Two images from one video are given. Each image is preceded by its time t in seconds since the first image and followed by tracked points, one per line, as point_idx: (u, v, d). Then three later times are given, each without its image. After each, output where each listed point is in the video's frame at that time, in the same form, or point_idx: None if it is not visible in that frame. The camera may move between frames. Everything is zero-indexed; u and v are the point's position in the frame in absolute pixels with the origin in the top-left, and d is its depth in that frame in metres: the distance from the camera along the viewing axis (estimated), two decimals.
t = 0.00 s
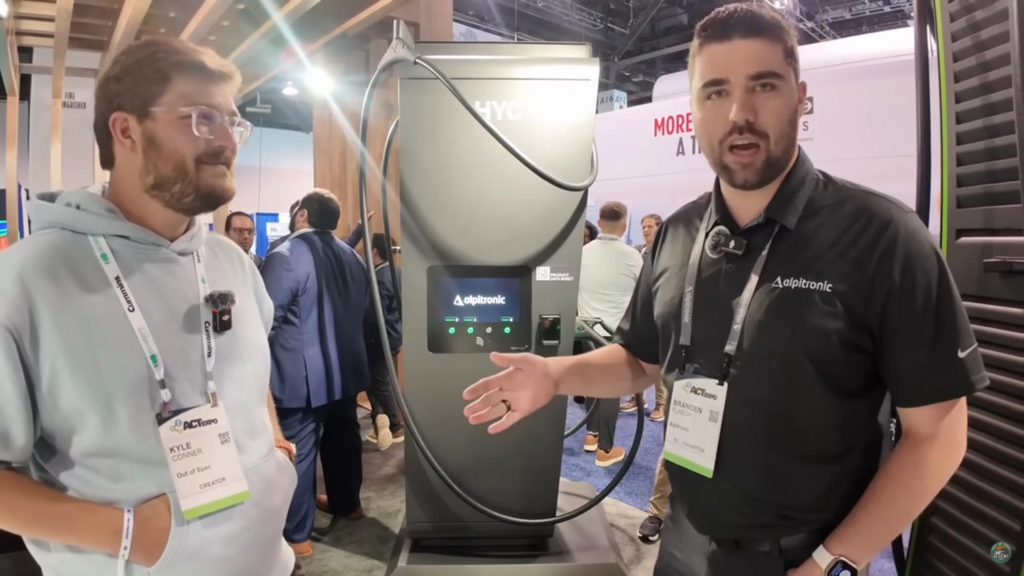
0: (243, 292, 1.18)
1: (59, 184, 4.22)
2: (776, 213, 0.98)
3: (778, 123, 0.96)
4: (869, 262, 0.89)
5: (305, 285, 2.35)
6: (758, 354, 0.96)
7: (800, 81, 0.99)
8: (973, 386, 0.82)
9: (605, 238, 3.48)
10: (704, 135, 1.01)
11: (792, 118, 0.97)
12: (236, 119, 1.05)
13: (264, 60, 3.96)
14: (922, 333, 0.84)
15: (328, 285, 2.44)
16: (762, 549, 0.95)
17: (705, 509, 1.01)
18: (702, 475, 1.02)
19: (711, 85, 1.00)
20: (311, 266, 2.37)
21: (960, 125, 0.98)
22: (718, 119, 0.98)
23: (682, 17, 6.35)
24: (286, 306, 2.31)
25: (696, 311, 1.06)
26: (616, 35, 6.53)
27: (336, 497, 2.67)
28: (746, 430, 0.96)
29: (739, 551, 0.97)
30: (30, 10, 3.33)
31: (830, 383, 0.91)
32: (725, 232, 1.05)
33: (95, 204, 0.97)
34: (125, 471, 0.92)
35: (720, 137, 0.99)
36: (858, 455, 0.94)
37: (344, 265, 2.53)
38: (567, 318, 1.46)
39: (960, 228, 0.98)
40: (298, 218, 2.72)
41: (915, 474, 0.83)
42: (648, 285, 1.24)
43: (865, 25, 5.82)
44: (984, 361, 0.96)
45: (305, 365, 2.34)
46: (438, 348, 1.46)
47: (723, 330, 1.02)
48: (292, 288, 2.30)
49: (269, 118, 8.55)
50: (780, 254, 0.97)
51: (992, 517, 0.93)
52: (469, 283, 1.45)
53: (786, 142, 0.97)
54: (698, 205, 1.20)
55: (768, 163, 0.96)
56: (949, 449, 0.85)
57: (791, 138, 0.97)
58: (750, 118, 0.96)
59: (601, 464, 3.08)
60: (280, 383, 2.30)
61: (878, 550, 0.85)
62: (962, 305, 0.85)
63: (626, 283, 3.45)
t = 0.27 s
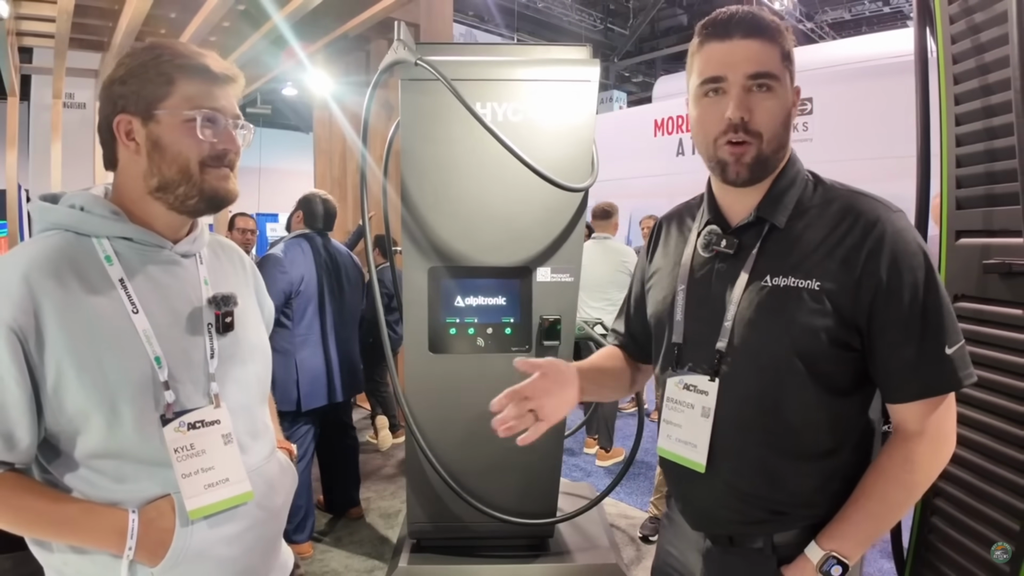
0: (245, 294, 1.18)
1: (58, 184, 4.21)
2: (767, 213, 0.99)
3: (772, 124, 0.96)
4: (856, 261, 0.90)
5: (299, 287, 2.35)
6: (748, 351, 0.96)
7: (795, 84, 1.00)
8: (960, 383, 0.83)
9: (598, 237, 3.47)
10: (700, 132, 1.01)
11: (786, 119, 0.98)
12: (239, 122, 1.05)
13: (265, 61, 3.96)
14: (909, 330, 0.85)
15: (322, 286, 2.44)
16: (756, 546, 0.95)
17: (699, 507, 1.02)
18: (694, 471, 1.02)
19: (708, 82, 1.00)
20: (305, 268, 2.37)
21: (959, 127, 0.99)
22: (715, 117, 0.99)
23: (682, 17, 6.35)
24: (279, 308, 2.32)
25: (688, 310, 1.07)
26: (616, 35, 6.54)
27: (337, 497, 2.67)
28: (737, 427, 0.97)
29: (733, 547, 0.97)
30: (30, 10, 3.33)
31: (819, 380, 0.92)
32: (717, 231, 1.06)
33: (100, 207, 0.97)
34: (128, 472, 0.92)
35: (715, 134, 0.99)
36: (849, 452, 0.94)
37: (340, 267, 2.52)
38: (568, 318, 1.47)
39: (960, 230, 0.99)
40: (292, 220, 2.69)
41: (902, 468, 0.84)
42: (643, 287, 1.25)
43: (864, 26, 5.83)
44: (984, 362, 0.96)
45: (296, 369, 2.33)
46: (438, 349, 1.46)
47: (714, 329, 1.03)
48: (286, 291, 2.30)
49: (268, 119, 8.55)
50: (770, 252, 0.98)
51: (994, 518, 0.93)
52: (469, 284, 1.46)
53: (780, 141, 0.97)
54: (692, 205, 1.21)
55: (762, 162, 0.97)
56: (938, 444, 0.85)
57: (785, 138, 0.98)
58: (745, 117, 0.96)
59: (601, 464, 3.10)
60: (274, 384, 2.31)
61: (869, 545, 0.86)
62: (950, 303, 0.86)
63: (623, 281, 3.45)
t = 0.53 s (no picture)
0: (246, 295, 1.19)
1: (58, 185, 4.22)
2: (764, 211, 1.00)
3: (768, 125, 0.97)
4: (853, 258, 0.91)
5: (289, 288, 2.34)
6: (747, 347, 0.97)
7: (788, 85, 1.01)
8: (953, 377, 0.85)
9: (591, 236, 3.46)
10: (696, 135, 1.02)
11: (781, 121, 0.99)
12: (241, 122, 1.05)
13: (265, 61, 3.97)
14: (904, 326, 0.86)
15: (319, 287, 2.45)
16: (752, 542, 0.96)
17: (696, 503, 1.02)
18: (693, 467, 1.03)
19: (702, 86, 1.01)
20: (294, 269, 2.36)
21: (959, 127, 0.99)
22: (709, 120, 1.00)
23: (681, 18, 6.36)
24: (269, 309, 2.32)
25: (685, 308, 1.08)
26: (615, 36, 6.54)
27: (337, 498, 2.67)
28: (735, 423, 0.98)
29: (729, 544, 0.98)
30: (31, 11, 3.33)
31: (816, 376, 0.93)
32: (714, 230, 1.06)
33: (102, 208, 0.97)
34: (130, 472, 0.92)
35: (711, 137, 1.00)
36: (844, 446, 0.96)
37: (335, 268, 2.52)
38: (568, 318, 1.47)
39: (960, 230, 0.99)
40: (285, 221, 2.66)
41: (893, 459, 0.88)
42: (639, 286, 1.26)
43: (864, 26, 5.84)
44: (985, 362, 0.96)
45: (288, 370, 2.33)
46: (438, 349, 1.46)
47: (711, 326, 1.03)
48: (276, 291, 2.30)
49: (268, 119, 8.56)
50: (768, 250, 0.99)
51: (995, 519, 0.93)
52: (469, 284, 1.46)
53: (775, 141, 0.98)
54: (687, 205, 1.22)
55: (758, 161, 0.97)
56: (930, 438, 0.88)
57: (780, 138, 0.99)
58: (740, 120, 0.97)
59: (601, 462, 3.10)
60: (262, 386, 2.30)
61: (865, 538, 0.88)
62: (943, 300, 0.88)
63: (615, 276, 3.46)
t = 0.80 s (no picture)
0: (241, 296, 1.19)
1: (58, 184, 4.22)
2: (760, 212, 1.01)
3: (763, 127, 0.98)
4: (849, 258, 0.92)
5: (284, 287, 2.35)
6: (745, 347, 0.98)
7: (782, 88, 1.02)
8: (948, 374, 0.86)
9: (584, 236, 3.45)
10: (691, 137, 1.02)
11: (776, 123, 0.99)
12: (240, 123, 1.05)
13: (265, 61, 3.97)
14: (900, 325, 0.88)
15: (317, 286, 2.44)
16: (753, 539, 0.96)
17: (695, 502, 1.02)
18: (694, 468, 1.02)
19: (697, 88, 1.01)
20: (290, 268, 2.36)
21: (958, 126, 0.99)
22: (704, 123, 1.00)
23: (681, 18, 6.36)
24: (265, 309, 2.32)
25: (682, 308, 1.08)
26: (615, 36, 6.54)
27: (336, 498, 2.67)
28: (733, 422, 0.98)
29: (729, 542, 0.98)
30: (31, 11, 3.33)
31: (814, 374, 0.94)
32: (710, 231, 1.06)
33: (100, 208, 0.97)
34: (129, 472, 0.92)
35: (706, 138, 1.00)
36: (841, 443, 0.97)
37: (333, 268, 2.51)
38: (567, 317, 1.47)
39: (959, 229, 0.99)
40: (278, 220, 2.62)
41: (889, 453, 0.89)
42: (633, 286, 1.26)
43: (863, 27, 5.84)
44: (984, 362, 0.96)
45: (287, 369, 2.33)
46: (438, 349, 1.46)
47: (708, 326, 1.04)
48: (271, 291, 2.31)
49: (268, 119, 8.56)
50: (765, 251, 1.00)
51: (994, 520, 0.93)
52: (468, 284, 1.46)
53: (770, 143, 0.98)
54: (680, 206, 1.22)
55: (752, 164, 0.98)
56: (926, 434, 0.90)
57: (774, 140, 0.99)
58: (735, 122, 0.97)
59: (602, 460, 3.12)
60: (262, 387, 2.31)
61: (866, 533, 0.89)
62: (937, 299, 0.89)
63: (608, 277, 3.45)
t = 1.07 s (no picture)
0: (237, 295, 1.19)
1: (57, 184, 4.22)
2: (755, 212, 1.01)
3: (754, 128, 0.99)
4: (842, 257, 0.93)
5: (291, 288, 2.34)
6: (740, 345, 0.99)
7: (773, 89, 1.02)
8: (940, 371, 0.86)
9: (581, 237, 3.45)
10: (683, 140, 1.04)
11: (767, 123, 1.00)
12: (236, 122, 1.06)
13: (264, 61, 3.97)
14: (892, 323, 0.88)
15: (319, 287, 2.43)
16: (749, 536, 0.97)
17: (694, 499, 1.03)
18: (688, 464, 1.04)
19: (689, 92, 1.03)
20: (297, 268, 2.36)
21: (957, 126, 0.99)
22: (695, 127, 1.01)
23: (680, 18, 6.35)
24: (273, 309, 2.31)
25: (679, 307, 1.09)
26: (614, 36, 6.55)
27: (335, 497, 2.67)
28: (729, 419, 0.99)
29: (726, 539, 0.99)
30: (30, 11, 3.33)
31: (808, 372, 0.95)
32: (706, 231, 1.07)
33: (99, 207, 0.97)
34: (131, 471, 0.92)
35: (698, 142, 1.02)
36: (836, 441, 0.97)
37: (336, 264, 2.52)
38: (567, 318, 1.47)
39: (958, 228, 0.99)
40: (286, 221, 2.66)
41: (881, 449, 0.89)
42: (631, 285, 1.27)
43: (863, 27, 5.85)
44: (984, 361, 0.96)
45: (294, 368, 2.34)
46: (436, 349, 1.46)
47: (705, 325, 1.05)
48: (278, 291, 2.29)
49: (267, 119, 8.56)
50: (760, 250, 1.01)
51: (993, 518, 0.93)
52: (468, 283, 1.46)
53: (761, 145, 0.99)
54: (677, 206, 1.23)
55: (744, 166, 0.99)
56: (920, 429, 0.90)
57: (766, 142, 1.00)
58: (725, 124, 0.99)
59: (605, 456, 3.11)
60: (271, 386, 2.32)
61: (860, 529, 0.90)
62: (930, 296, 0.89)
63: (603, 276, 3.45)
